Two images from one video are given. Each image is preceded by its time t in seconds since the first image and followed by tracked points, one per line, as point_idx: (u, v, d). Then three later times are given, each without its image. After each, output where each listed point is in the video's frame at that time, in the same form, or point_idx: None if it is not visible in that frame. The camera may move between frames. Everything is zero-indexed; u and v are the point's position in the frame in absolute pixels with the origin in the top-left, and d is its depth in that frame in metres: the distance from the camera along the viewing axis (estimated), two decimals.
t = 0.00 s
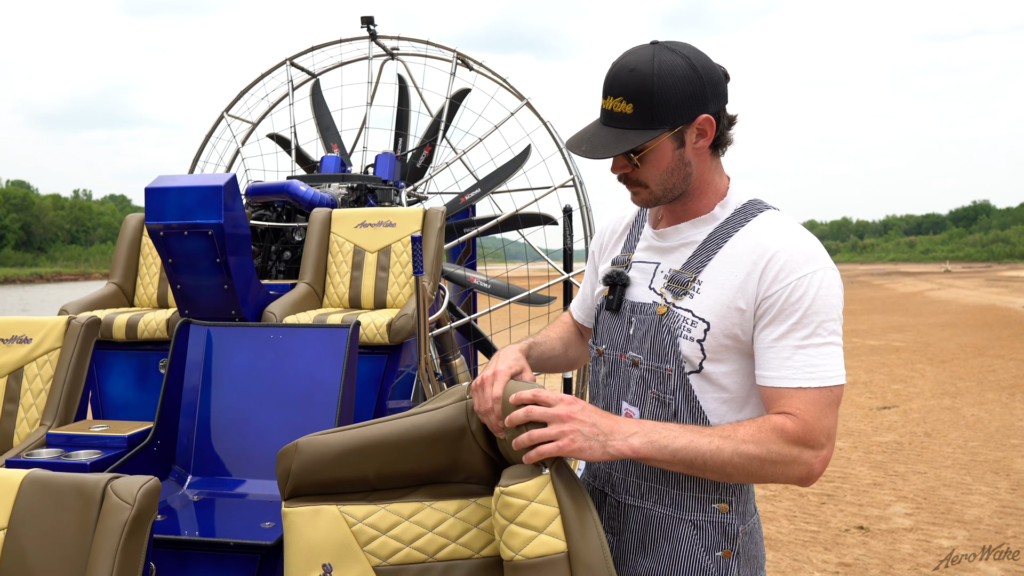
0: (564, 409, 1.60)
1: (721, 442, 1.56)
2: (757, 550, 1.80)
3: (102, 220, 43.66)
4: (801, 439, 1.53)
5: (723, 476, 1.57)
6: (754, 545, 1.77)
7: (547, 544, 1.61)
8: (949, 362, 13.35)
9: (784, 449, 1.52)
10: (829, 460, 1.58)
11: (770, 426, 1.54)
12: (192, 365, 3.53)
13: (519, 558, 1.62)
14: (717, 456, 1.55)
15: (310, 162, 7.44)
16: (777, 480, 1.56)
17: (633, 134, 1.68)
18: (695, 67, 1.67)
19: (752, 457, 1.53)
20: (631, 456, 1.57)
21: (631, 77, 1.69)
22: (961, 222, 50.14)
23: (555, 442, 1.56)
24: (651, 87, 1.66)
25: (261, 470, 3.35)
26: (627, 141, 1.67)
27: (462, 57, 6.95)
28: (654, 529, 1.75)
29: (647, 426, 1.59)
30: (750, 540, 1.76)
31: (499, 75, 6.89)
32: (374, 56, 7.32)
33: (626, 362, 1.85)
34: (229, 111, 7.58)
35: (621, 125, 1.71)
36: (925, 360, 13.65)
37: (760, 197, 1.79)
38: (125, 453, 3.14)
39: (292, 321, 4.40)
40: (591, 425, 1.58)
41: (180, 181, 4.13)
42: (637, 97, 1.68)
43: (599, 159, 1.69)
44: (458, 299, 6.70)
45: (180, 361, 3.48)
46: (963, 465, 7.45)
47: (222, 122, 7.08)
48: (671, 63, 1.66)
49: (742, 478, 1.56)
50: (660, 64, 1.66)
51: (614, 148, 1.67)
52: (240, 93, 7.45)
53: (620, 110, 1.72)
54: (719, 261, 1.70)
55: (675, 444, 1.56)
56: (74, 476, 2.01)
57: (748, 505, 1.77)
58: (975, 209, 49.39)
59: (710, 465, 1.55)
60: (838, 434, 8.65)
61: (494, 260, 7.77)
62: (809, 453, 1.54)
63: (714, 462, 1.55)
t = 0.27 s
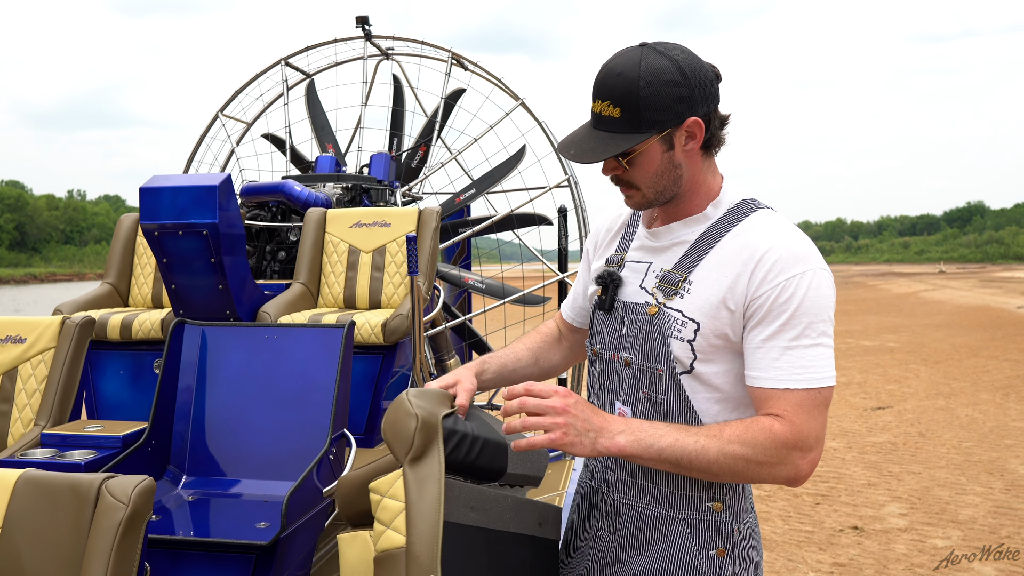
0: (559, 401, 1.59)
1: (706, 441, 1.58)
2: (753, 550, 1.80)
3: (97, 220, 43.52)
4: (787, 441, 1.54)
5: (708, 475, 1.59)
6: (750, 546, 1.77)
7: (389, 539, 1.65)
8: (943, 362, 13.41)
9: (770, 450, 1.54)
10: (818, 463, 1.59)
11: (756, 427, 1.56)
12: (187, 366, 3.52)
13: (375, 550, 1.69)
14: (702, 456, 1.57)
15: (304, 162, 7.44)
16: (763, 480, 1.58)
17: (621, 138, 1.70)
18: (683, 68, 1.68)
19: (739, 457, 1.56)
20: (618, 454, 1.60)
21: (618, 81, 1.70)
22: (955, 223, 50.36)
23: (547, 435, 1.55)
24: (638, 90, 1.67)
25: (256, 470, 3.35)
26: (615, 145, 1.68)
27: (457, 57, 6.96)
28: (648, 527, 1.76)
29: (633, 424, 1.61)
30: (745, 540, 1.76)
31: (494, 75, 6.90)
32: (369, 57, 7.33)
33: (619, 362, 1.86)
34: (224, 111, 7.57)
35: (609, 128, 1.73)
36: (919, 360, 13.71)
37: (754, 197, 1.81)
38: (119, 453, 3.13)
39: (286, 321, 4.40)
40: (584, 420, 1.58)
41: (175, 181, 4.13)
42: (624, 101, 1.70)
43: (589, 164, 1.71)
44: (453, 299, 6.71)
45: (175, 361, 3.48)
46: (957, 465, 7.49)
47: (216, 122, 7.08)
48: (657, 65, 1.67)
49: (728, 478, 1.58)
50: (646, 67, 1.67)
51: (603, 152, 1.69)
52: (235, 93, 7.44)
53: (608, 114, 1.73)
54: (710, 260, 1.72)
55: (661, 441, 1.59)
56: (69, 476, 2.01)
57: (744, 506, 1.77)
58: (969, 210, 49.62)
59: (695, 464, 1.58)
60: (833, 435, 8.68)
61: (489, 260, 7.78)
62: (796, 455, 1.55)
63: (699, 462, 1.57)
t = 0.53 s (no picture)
0: (573, 435, 1.53)
1: (725, 447, 1.57)
2: (750, 544, 1.81)
3: (93, 219, 43.44)
4: (806, 435, 1.55)
5: (732, 481, 1.58)
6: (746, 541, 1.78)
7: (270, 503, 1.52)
8: (939, 361, 13.46)
9: (790, 447, 1.54)
10: (836, 452, 1.60)
11: (774, 426, 1.56)
12: (182, 365, 3.51)
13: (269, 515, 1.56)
14: (723, 463, 1.56)
15: (300, 161, 7.44)
16: (787, 477, 1.58)
17: (618, 133, 1.70)
18: (679, 65, 1.69)
19: (760, 459, 1.56)
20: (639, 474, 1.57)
21: (615, 76, 1.70)
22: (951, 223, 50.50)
23: (568, 472, 1.50)
24: (635, 85, 1.67)
25: (253, 469, 3.35)
26: (612, 140, 1.68)
27: (453, 56, 6.96)
28: (643, 524, 1.77)
29: (650, 441, 1.58)
30: (742, 535, 1.77)
31: (490, 74, 6.90)
32: (365, 55, 7.32)
33: (611, 360, 1.87)
34: (220, 109, 7.57)
35: (606, 123, 1.73)
36: (915, 359, 13.75)
37: (745, 193, 1.81)
38: (115, 452, 3.13)
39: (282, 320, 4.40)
40: (601, 447, 1.54)
41: (170, 180, 4.13)
42: (622, 96, 1.70)
43: (585, 159, 1.70)
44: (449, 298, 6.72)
45: (171, 360, 3.47)
46: (953, 464, 7.51)
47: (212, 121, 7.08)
48: (655, 61, 1.68)
49: (751, 481, 1.57)
50: (643, 63, 1.68)
51: (600, 147, 1.69)
52: (231, 92, 7.43)
53: (605, 109, 1.73)
54: (702, 258, 1.72)
55: (681, 456, 1.57)
56: (64, 476, 2.01)
57: (739, 502, 1.78)
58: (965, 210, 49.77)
59: (718, 472, 1.57)
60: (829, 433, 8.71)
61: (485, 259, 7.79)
62: (816, 447, 1.56)
63: (721, 470, 1.56)
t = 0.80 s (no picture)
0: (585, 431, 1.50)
1: (736, 441, 1.58)
2: (748, 536, 1.83)
3: (91, 217, 43.38)
4: (815, 427, 1.56)
5: (743, 474, 1.59)
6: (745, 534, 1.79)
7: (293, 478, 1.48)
8: (937, 359, 13.49)
9: (800, 440, 1.55)
10: (844, 443, 1.61)
11: (783, 419, 1.57)
12: (180, 364, 3.51)
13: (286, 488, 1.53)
14: (734, 457, 1.57)
15: (298, 159, 7.43)
16: (796, 469, 1.60)
17: (630, 124, 1.70)
18: (692, 61, 1.69)
19: (770, 452, 1.57)
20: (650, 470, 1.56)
21: (630, 68, 1.70)
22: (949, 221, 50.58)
23: (580, 468, 1.47)
24: (650, 79, 1.68)
25: (252, 467, 3.36)
26: (623, 132, 1.68)
27: (451, 54, 6.96)
28: (642, 520, 1.77)
29: (660, 437, 1.58)
30: (740, 528, 1.78)
31: (488, 72, 6.90)
32: (363, 53, 7.32)
33: (609, 355, 1.87)
34: (218, 108, 7.56)
35: (617, 116, 1.73)
36: (913, 357, 13.77)
37: (743, 189, 1.83)
38: (114, 451, 3.13)
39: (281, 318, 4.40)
40: (612, 444, 1.52)
41: (168, 178, 4.13)
42: (635, 89, 1.70)
43: (595, 149, 1.70)
44: (448, 296, 6.72)
45: (170, 359, 3.47)
46: (951, 462, 7.53)
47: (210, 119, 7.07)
48: (669, 55, 1.68)
49: (761, 475, 1.59)
50: (658, 57, 1.68)
51: (610, 139, 1.69)
52: (229, 90, 7.43)
53: (617, 100, 1.73)
54: (701, 252, 1.73)
55: (692, 451, 1.57)
56: (63, 474, 2.01)
57: (738, 496, 1.79)
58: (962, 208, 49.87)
59: (728, 466, 1.57)
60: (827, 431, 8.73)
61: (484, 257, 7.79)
62: (825, 438, 1.57)
63: (732, 464, 1.57)
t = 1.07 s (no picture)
0: (587, 423, 1.49)
1: (735, 439, 1.57)
2: (751, 534, 1.83)
3: (90, 215, 43.34)
4: (814, 428, 1.56)
5: (741, 473, 1.58)
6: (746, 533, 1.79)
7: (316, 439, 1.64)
8: (936, 357, 13.50)
9: (798, 440, 1.55)
10: (842, 444, 1.61)
11: (782, 419, 1.57)
12: (180, 361, 3.50)
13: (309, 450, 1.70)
14: (733, 456, 1.56)
15: (298, 157, 7.43)
16: (794, 469, 1.59)
17: (634, 119, 1.69)
18: (696, 55, 1.69)
19: (769, 451, 1.56)
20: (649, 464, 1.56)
21: (633, 62, 1.70)
22: (948, 218, 50.60)
23: (580, 459, 1.47)
24: (655, 73, 1.67)
25: (252, 465, 3.36)
26: (628, 127, 1.68)
27: (451, 51, 6.95)
28: (644, 517, 1.77)
29: (660, 432, 1.58)
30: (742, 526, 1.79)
31: (488, 69, 6.89)
32: (363, 50, 7.31)
33: (610, 353, 1.87)
34: (217, 105, 7.55)
35: (621, 110, 1.72)
36: (913, 355, 13.78)
37: (745, 187, 1.82)
38: (113, 448, 3.12)
39: (281, 316, 4.40)
40: (612, 436, 1.52)
41: (168, 175, 4.12)
42: (639, 83, 1.70)
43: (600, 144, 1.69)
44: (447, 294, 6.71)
45: (169, 357, 3.46)
46: (951, 459, 7.54)
47: (209, 117, 7.07)
48: (673, 50, 1.68)
49: (760, 473, 1.58)
50: (662, 51, 1.68)
51: (614, 133, 1.69)
52: (227, 88, 7.42)
53: (621, 95, 1.73)
54: (702, 251, 1.73)
55: (691, 447, 1.57)
56: (63, 471, 2.01)
57: (740, 494, 1.79)
58: (962, 206, 49.89)
59: (727, 464, 1.57)
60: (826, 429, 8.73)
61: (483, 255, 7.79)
62: (825, 439, 1.57)
63: (730, 462, 1.57)
